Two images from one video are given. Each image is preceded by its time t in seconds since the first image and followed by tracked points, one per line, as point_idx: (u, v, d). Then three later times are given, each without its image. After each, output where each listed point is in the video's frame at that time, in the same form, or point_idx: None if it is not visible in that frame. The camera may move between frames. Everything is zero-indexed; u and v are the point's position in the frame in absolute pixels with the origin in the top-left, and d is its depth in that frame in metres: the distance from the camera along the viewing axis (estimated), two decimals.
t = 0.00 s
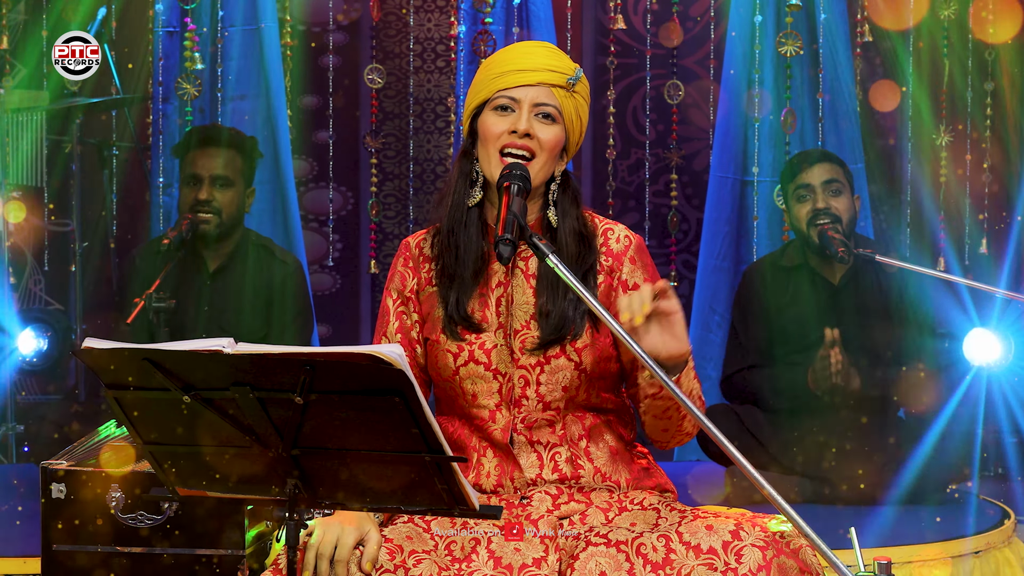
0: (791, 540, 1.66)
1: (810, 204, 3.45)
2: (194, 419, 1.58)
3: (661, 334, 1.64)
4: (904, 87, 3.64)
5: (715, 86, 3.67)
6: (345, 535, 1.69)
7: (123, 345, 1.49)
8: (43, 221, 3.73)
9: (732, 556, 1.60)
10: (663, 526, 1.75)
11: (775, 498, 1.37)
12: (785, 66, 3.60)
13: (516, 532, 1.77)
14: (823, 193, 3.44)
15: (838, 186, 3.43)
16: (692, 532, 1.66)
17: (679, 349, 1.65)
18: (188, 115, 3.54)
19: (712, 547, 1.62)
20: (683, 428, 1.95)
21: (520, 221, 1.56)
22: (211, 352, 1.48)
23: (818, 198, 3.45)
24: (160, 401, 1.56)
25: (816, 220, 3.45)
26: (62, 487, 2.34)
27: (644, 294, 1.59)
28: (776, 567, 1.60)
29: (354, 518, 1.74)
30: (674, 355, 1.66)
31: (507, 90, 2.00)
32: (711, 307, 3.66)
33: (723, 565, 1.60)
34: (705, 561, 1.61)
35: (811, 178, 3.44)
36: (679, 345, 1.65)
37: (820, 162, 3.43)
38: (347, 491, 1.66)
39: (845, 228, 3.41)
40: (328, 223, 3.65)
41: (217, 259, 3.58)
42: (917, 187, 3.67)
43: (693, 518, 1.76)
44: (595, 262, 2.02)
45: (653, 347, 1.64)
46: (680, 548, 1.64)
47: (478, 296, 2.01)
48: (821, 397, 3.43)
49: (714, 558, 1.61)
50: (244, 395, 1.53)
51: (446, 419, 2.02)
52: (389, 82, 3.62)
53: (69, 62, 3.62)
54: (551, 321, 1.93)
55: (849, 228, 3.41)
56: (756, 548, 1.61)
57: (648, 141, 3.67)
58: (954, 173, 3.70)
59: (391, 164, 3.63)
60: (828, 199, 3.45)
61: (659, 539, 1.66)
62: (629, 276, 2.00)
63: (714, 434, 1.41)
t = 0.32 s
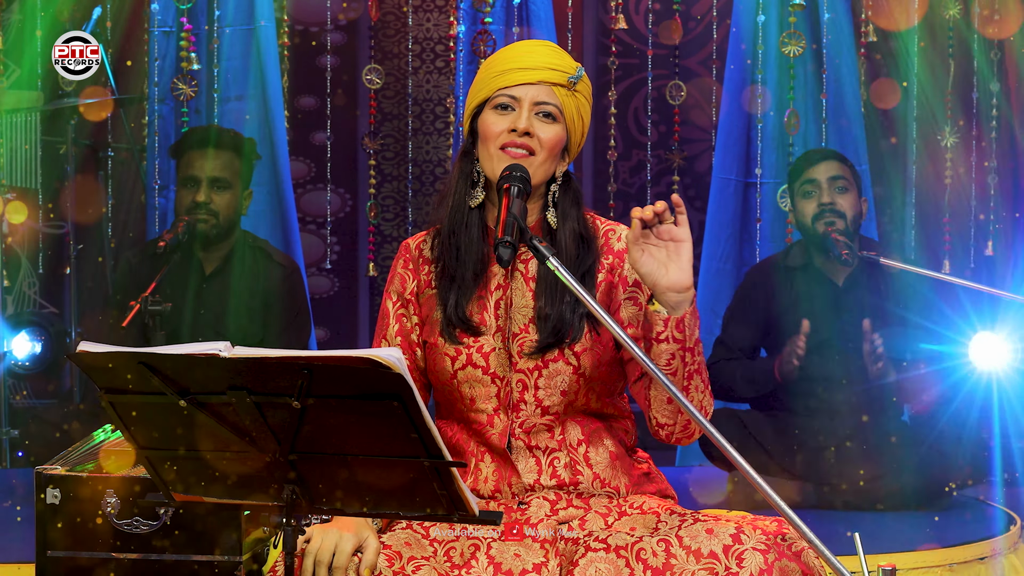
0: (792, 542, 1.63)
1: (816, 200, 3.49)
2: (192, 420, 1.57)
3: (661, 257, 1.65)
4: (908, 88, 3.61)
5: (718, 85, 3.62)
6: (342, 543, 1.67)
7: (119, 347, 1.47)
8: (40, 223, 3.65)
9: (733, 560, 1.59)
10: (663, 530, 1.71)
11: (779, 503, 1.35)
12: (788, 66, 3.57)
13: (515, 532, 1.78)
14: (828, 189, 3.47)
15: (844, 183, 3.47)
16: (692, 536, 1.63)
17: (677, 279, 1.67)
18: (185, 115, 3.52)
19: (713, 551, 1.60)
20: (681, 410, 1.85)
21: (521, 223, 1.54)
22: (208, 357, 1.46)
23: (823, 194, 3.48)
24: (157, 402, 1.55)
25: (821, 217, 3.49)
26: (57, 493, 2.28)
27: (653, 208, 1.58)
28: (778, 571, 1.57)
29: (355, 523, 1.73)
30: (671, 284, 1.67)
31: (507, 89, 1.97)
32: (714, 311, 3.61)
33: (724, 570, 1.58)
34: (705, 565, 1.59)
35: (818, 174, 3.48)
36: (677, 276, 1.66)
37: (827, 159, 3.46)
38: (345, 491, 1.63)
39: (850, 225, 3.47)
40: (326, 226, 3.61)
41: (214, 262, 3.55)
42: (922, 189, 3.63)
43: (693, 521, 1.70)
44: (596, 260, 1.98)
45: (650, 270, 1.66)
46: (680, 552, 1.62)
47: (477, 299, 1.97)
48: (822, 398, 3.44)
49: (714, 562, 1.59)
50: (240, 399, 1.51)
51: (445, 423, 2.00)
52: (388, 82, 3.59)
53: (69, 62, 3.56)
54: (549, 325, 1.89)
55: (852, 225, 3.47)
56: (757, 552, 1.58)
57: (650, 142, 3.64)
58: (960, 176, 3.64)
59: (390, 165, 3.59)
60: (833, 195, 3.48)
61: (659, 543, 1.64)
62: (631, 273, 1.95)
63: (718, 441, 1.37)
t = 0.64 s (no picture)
0: (794, 544, 1.66)
1: (819, 207, 3.45)
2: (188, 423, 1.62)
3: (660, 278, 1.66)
4: (913, 89, 3.56)
5: (720, 85, 3.58)
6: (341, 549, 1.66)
7: (115, 353, 1.52)
8: (34, 225, 3.59)
9: (734, 563, 1.60)
10: (664, 534, 1.73)
11: (782, 508, 1.35)
12: (791, 66, 3.55)
13: (515, 537, 1.78)
14: (834, 196, 3.45)
15: (851, 191, 3.45)
16: (692, 541, 1.65)
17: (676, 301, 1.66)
18: (180, 116, 3.49)
19: (714, 555, 1.61)
20: (674, 426, 1.85)
21: (521, 225, 1.51)
22: (204, 360, 1.50)
23: (829, 201, 3.45)
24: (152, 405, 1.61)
25: (823, 223, 3.46)
26: (52, 498, 2.28)
27: (652, 227, 1.58)
28: (780, 573, 1.59)
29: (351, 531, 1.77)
30: (668, 305, 1.66)
31: (507, 90, 1.97)
32: (716, 313, 3.58)
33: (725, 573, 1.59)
34: (706, 569, 1.60)
35: (824, 180, 3.45)
36: (675, 296, 1.66)
37: (835, 165, 3.44)
38: (343, 494, 1.67)
39: (854, 233, 3.45)
40: (323, 228, 3.57)
41: (208, 263, 3.50)
42: (928, 191, 3.57)
43: (694, 525, 1.73)
44: (597, 264, 1.96)
45: (648, 290, 1.65)
46: (680, 556, 1.63)
47: (477, 302, 1.98)
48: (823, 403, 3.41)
49: (715, 566, 1.60)
50: (237, 403, 1.56)
51: (444, 427, 2.00)
52: (386, 83, 3.55)
53: (69, 62, 3.52)
54: (550, 327, 1.90)
55: (857, 232, 3.45)
56: (759, 555, 1.60)
57: (651, 143, 3.60)
58: (966, 177, 3.59)
59: (388, 167, 3.55)
60: (839, 202, 3.46)
61: (660, 548, 1.66)
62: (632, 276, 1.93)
63: (720, 445, 1.33)
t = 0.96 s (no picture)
0: (798, 552, 1.66)
1: (828, 202, 3.43)
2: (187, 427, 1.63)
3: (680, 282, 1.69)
4: (917, 89, 3.54)
5: (723, 85, 3.56)
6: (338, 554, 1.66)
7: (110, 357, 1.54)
8: (26, 228, 3.54)
9: (737, 570, 1.64)
10: (667, 541, 1.76)
11: (787, 515, 1.40)
12: (795, 67, 3.50)
13: (515, 542, 1.81)
14: (843, 191, 3.42)
15: (859, 187, 3.42)
16: (695, 547, 1.69)
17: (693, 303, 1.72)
18: (177, 117, 3.46)
19: (717, 561, 1.65)
20: (688, 425, 1.85)
21: (520, 228, 1.55)
22: (201, 364, 1.53)
23: (837, 196, 3.43)
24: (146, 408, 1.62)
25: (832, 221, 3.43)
26: (46, 504, 2.33)
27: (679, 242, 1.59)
28: None
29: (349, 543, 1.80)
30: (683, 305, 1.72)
31: (495, 95, 2.09)
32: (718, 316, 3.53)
33: None
34: None
35: (833, 175, 3.44)
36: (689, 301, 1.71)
37: (843, 162, 3.42)
38: (343, 491, 1.68)
39: (859, 231, 3.43)
40: (321, 230, 3.55)
41: (207, 267, 3.47)
42: (932, 192, 3.56)
43: (697, 531, 1.75)
44: (608, 265, 2.07)
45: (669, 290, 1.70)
46: (683, 563, 1.67)
47: (486, 304, 2.04)
48: (830, 407, 3.41)
49: (718, 572, 1.64)
50: (234, 408, 1.58)
51: (446, 430, 2.06)
52: (385, 83, 3.53)
53: (69, 62, 3.49)
54: (560, 321, 1.96)
55: (862, 231, 3.43)
56: (762, 562, 1.64)
57: (653, 144, 3.57)
58: (970, 179, 3.57)
59: (387, 168, 3.52)
60: (847, 198, 3.43)
61: (662, 554, 1.68)
62: (641, 279, 2.05)
63: (724, 451, 1.42)
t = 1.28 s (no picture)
0: (803, 560, 1.62)
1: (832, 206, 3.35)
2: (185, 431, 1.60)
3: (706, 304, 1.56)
4: (922, 89, 3.50)
5: (725, 86, 3.55)
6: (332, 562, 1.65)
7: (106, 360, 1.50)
8: (20, 230, 3.52)
9: None
10: (669, 547, 1.73)
11: (789, 520, 1.36)
12: (797, 67, 3.48)
13: (515, 548, 1.79)
14: (848, 196, 3.34)
15: (864, 191, 3.34)
16: (699, 554, 1.65)
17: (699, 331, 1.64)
18: (173, 118, 3.42)
19: (720, 568, 1.62)
20: (684, 440, 1.81)
21: (520, 229, 1.53)
22: (197, 368, 1.49)
23: (841, 199, 3.35)
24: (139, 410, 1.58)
25: (835, 225, 3.36)
26: (41, 509, 2.30)
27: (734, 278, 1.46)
28: None
29: (348, 548, 1.79)
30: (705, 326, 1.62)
31: (486, 100, 2.08)
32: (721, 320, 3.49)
33: None
34: None
35: (836, 179, 3.35)
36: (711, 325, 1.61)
37: (845, 166, 3.33)
38: (343, 495, 1.64)
39: (863, 236, 3.35)
40: (318, 232, 3.51)
41: (204, 270, 3.42)
42: (937, 194, 3.52)
43: (701, 538, 1.72)
44: (614, 264, 2.04)
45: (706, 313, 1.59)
46: (686, 570, 1.64)
47: (494, 306, 2.02)
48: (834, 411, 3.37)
49: None
50: (231, 412, 1.55)
51: (452, 433, 2.03)
52: (383, 84, 3.50)
53: (69, 62, 3.45)
54: (566, 318, 1.94)
55: (867, 234, 3.35)
56: (766, 570, 1.60)
57: (654, 146, 3.54)
58: (976, 180, 3.53)
59: (385, 170, 3.49)
60: (852, 202, 3.35)
61: (665, 561, 1.66)
62: (650, 281, 2.01)
63: (727, 457, 1.39)
